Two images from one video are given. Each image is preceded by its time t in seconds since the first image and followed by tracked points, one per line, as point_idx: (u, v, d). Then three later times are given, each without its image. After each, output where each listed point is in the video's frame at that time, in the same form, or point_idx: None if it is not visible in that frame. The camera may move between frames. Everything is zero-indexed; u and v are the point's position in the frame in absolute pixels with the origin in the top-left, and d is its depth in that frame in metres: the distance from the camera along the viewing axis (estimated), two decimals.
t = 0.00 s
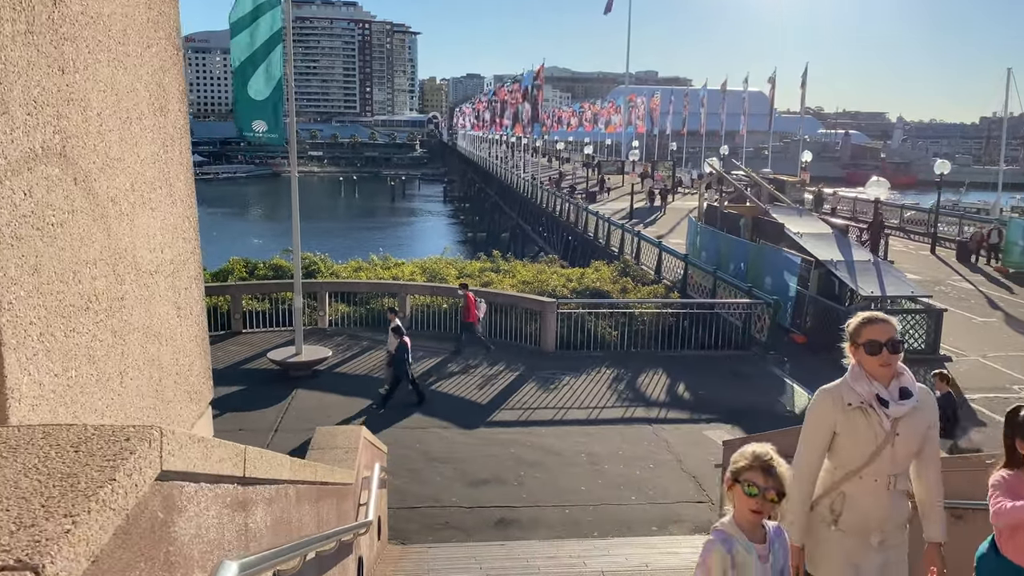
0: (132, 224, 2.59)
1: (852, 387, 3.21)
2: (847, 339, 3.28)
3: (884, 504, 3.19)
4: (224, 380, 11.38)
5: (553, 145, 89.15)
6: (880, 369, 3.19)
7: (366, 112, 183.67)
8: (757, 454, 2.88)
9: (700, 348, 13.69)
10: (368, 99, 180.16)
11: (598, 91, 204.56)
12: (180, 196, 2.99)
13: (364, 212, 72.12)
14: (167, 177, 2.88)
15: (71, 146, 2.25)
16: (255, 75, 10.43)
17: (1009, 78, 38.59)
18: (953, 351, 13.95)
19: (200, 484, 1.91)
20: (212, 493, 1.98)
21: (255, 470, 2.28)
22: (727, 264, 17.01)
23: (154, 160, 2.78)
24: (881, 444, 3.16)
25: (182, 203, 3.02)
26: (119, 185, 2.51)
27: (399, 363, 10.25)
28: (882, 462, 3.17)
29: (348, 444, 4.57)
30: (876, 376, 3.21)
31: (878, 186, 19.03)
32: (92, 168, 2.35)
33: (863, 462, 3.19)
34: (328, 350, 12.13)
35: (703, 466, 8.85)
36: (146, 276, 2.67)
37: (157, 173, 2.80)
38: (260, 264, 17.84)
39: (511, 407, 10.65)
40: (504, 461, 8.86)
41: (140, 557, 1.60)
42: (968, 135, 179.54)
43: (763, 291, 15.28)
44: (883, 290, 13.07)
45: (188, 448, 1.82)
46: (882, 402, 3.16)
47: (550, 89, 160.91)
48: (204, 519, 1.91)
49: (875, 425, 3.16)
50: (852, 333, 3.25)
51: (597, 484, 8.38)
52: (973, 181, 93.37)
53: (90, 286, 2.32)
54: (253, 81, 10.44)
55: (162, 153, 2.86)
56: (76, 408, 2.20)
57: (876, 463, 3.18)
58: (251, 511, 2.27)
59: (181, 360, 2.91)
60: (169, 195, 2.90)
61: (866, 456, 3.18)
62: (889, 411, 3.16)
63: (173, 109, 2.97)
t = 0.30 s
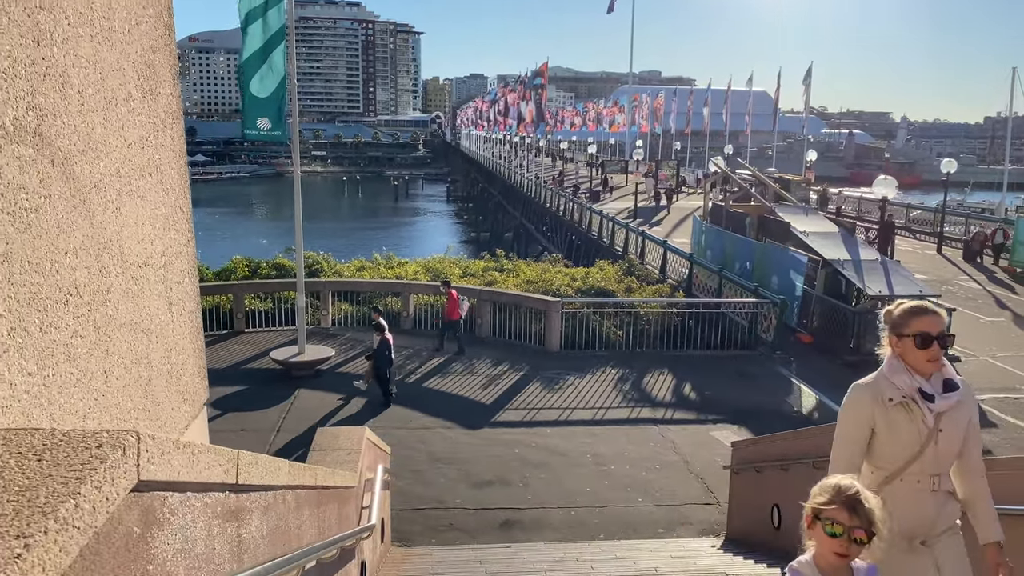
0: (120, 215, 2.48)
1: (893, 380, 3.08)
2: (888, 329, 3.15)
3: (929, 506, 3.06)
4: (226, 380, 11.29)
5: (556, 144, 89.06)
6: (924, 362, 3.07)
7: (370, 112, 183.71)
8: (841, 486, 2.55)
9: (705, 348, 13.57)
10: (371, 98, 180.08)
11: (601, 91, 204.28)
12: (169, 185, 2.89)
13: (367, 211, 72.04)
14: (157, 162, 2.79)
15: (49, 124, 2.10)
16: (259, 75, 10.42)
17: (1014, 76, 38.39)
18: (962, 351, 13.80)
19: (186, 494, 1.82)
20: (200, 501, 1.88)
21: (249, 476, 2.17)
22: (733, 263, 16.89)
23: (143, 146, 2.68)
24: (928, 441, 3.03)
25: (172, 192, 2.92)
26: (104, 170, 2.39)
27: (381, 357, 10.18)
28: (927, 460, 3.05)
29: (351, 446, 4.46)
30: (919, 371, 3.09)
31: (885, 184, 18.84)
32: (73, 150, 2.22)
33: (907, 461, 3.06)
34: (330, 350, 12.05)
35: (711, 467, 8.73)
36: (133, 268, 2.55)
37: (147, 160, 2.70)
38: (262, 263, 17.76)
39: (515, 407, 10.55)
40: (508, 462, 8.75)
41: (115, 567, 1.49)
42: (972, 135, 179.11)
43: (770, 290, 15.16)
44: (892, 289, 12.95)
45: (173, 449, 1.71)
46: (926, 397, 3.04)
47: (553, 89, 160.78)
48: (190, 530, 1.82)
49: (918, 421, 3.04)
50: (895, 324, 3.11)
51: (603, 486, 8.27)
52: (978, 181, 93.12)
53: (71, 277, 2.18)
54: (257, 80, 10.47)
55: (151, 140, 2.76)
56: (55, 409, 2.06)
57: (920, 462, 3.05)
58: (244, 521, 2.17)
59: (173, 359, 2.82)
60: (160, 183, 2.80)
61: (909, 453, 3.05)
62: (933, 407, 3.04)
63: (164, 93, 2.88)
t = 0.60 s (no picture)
0: (102, 180, 2.29)
1: (970, 381, 2.85)
2: (959, 324, 2.95)
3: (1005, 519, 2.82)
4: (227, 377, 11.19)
5: (557, 144, 88.93)
6: (1000, 363, 2.87)
7: (372, 112, 183.62)
8: (940, 462, 2.14)
9: (711, 345, 13.41)
10: (373, 98, 179.70)
11: (603, 90, 204.22)
12: (159, 154, 2.71)
13: (369, 211, 71.91)
14: (144, 129, 2.60)
15: (16, 73, 1.88)
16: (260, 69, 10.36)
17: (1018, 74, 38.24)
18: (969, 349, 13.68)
19: (169, 481, 1.70)
20: (185, 489, 1.77)
21: (239, 465, 2.06)
22: (737, 260, 16.78)
23: (129, 110, 2.49)
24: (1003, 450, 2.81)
25: (162, 163, 2.74)
26: (83, 131, 2.18)
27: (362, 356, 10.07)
28: (1002, 469, 2.83)
29: (351, 441, 4.35)
30: (993, 373, 2.89)
31: (891, 182, 18.70)
32: (48, 106, 2.01)
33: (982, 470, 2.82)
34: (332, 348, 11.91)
35: (717, 466, 8.63)
36: (117, 240, 2.35)
37: (133, 126, 2.51)
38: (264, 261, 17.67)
39: (519, 404, 10.44)
40: (512, 460, 8.65)
41: (78, 562, 1.34)
42: (975, 135, 178.71)
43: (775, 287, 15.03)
44: (898, 287, 12.84)
45: (149, 430, 1.59)
46: (1005, 404, 2.82)
47: (555, 89, 160.68)
48: (173, 519, 1.70)
49: (995, 427, 2.82)
50: (970, 317, 2.92)
51: (609, 484, 8.15)
52: (982, 181, 92.86)
53: (47, 246, 1.98)
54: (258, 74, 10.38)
55: (138, 106, 2.58)
56: (27, 386, 1.86)
57: (996, 470, 2.83)
58: (236, 518, 2.05)
59: (161, 342, 2.64)
60: (147, 151, 2.62)
61: (986, 460, 2.81)
62: (1009, 414, 2.82)
63: (150, 56, 2.68)
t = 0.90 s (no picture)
0: (80, 163, 1.94)
1: None
2: None
3: None
4: (227, 377, 11.09)
5: (558, 143, 88.89)
6: None
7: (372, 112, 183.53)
8: None
9: (714, 345, 13.31)
10: (373, 97, 179.67)
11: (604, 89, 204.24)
12: (144, 139, 2.32)
13: (370, 211, 71.88)
14: (127, 108, 2.21)
15: None
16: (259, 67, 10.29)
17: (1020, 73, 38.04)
18: (975, 348, 13.56)
19: (141, 491, 1.58)
20: (162, 500, 1.66)
21: (224, 473, 1.95)
22: (740, 260, 16.68)
23: (110, 88, 2.11)
24: None
25: (149, 148, 2.35)
26: (52, 108, 1.83)
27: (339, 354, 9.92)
28: None
29: (351, 442, 4.24)
30: None
31: (895, 180, 18.55)
32: (11, 77, 1.69)
33: None
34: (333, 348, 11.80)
35: (722, 467, 8.51)
36: (96, 229, 1.99)
37: (115, 105, 2.13)
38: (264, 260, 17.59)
39: (521, 404, 10.33)
40: (514, 461, 8.54)
41: None
42: (976, 135, 178.51)
43: (779, 286, 14.91)
44: (903, 286, 12.73)
45: (115, 438, 1.48)
46: None
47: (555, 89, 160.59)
48: (146, 534, 1.57)
49: None
50: None
51: (613, 485, 8.03)
52: (983, 181, 92.80)
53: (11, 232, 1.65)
54: (257, 71, 10.32)
55: (120, 83, 2.18)
56: None
57: None
58: (221, 530, 1.94)
59: (147, 338, 2.26)
60: (131, 134, 2.24)
61: None
62: None
63: (138, 34, 2.33)
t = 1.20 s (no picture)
0: (34, 132, 1.58)
1: None
2: None
3: None
4: (222, 376, 10.96)
5: (557, 143, 88.71)
6: None
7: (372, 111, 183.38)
8: None
9: (715, 344, 13.18)
10: (373, 97, 179.59)
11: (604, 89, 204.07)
12: (113, 109, 1.94)
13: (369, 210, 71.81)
14: (92, 75, 1.84)
15: None
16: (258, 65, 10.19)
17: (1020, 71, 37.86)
18: (979, 347, 13.45)
19: (81, 499, 1.40)
20: (110, 511, 1.48)
21: (191, 476, 1.81)
22: (741, 258, 16.57)
23: (71, 54, 1.74)
24: None
25: (118, 119, 1.97)
26: (1, 67, 1.48)
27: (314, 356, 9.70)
28: None
29: (346, 442, 4.11)
30: None
31: (899, 177, 18.37)
32: None
33: None
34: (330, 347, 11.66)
35: (726, 467, 8.39)
36: (54, 207, 1.62)
37: (77, 70, 1.76)
38: (262, 258, 17.48)
39: (521, 404, 10.20)
40: (514, 461, 8.41)
41: None
42: (975, 134, 178.48)
43: (781, 285, 14.78)
44: (907, 284, 12.60)
45: (40, 435, 1.30)
46: None
47: (555, 89, 160.49)
48: (86, 549, 1.39)
49: None
50: None
51: (614, 486, 7.91)
52: (983, 180, 92.80)
53: None
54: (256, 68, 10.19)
55: (82, 48, 1.81)
56: None
57: None
58: (188, 538, 1.81)
59: (115, 327, 1.88)
60: (97, 105, 1.87)
61: None
62: None
63: None
